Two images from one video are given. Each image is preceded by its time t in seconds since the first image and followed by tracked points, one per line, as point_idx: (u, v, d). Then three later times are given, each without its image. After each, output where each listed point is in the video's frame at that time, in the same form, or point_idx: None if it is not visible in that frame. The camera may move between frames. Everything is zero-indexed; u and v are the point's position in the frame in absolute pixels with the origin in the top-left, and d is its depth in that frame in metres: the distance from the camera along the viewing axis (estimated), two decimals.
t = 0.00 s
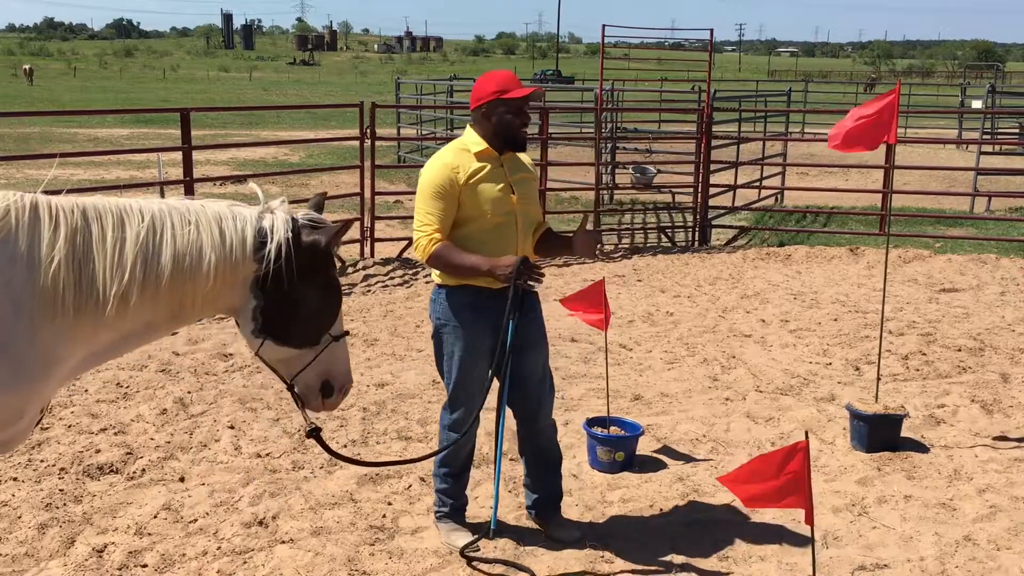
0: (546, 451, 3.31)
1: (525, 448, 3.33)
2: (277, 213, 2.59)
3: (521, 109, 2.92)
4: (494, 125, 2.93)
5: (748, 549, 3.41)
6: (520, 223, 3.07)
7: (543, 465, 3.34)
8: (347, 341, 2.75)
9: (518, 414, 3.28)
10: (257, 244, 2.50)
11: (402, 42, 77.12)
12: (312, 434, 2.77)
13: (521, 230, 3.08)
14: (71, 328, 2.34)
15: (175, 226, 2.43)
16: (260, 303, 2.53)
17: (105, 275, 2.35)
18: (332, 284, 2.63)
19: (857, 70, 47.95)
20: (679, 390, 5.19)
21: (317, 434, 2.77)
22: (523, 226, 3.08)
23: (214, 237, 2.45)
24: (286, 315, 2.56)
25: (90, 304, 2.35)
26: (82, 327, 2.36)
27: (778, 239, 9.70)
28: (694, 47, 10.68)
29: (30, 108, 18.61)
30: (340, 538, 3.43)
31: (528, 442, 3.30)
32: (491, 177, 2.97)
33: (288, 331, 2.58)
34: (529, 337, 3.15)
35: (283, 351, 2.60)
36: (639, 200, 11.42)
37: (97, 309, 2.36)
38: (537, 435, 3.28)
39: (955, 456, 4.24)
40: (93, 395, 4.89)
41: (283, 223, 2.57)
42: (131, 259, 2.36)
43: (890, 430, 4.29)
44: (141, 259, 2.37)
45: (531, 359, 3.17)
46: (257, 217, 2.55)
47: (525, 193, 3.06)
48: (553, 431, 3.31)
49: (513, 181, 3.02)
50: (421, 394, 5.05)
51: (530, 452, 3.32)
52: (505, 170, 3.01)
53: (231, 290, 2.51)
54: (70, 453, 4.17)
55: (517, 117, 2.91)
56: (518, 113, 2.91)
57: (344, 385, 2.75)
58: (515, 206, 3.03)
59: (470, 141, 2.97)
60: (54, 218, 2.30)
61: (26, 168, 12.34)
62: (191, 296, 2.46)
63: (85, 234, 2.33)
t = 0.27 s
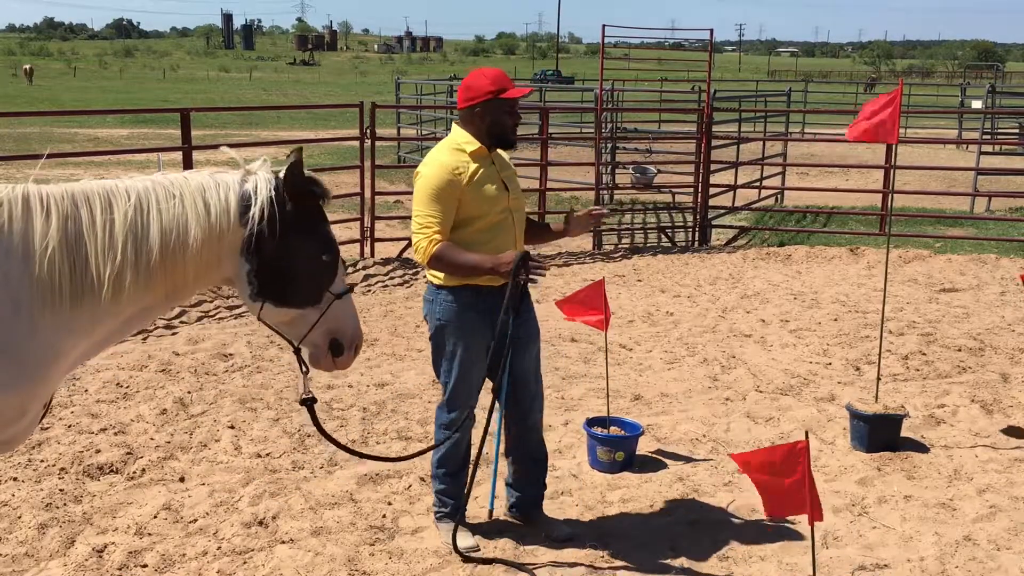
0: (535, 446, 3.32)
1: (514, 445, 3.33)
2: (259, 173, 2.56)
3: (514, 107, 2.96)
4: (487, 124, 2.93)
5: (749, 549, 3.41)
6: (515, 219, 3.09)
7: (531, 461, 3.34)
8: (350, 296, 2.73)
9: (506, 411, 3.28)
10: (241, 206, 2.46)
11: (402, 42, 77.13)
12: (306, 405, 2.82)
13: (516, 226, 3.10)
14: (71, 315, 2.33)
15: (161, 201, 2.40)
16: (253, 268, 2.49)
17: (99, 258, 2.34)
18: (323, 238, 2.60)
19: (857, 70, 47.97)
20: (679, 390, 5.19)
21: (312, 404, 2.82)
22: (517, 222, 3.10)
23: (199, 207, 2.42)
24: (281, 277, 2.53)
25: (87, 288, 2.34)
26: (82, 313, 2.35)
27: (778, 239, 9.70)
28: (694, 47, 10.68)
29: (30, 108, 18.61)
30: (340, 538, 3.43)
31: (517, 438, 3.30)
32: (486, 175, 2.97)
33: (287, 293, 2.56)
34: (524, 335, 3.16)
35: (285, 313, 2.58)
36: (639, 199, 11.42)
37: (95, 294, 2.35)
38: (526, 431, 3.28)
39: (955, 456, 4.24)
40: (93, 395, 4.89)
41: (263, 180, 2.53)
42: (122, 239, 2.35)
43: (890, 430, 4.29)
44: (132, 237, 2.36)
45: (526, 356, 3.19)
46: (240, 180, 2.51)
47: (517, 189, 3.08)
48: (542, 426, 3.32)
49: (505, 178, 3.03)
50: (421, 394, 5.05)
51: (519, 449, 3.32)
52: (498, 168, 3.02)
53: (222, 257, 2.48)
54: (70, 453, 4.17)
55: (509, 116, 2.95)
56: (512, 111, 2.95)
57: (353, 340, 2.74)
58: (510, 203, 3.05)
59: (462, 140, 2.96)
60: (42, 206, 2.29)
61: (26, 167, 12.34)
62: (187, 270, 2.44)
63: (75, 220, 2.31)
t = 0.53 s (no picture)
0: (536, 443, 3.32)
1: (514, 444, 3.32)
2: (254, 165, 2.54)
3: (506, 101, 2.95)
4: (483, 120, 2.92)
5: (749, 549, 3.41)
6: (516, 216, 3.10)
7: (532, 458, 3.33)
8: (349, 289, 2.72)
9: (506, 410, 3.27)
10: (237, 199, 2.45)
11: (402, 42, 77.15)
12: (301, 401, 2.81)
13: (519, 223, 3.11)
14: (69, 313, 2.33)
15: (156, 197, 2.40)
16: (250, 261, 2.48)
17: (96, 255, 2.34)
18: (320, 230, 2.59)
19: (857, 70, 47.98)
20: (679, 390, 5.19)
21: (307, 400, 2.82)
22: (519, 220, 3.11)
23: (193, 202, 2.42)
24: (279, 271, 2.52)
25: (85, 286, 2.34)
26: (80, 312, 2.34)
27: (778, 239, 9.70)
28: (694, 47, 10.68)
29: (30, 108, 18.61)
30: (340, 539, 3.43)
31: (515, 437, 3.29)
32: (486, 173, 2.98)
33: (286, 286, 2.55)
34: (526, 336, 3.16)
35: (284, 307, 2.57)
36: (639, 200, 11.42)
37: (92, 292, 2.35)
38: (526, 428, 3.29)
39: (956, 456, 4.24)
40: (93, 395, 4.89)
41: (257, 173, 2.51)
42: (118, 236, 2.35)
43: (890, 430, 4.29)
44: (128, 234, 2.36)
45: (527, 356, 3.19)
46: (234, 175, 2.50)
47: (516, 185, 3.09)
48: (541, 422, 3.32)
49: (505, 175, 3.04)
50: (421, 394, 5.05)
51: (520, 447, 3.31)
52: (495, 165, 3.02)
53: (219, 252, 2.48)
54: (70, 453, 4.17)
55: (502, 110, 2.93)
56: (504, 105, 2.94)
57: (353, 333, 2.74)
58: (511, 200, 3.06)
59: (460, 138, 2.96)
60: (39, 204, 2.29)
61: (26, 167, 12.33)
62: (184, 266, 2.44)
63: (72, 217, 2.31)
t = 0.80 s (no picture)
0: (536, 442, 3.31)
1: (514, 442, 3.32)
2: (255, 167, 2.54)
3: (503, 101, 2.91)
4: (475, 119, 2.93)
5: (748, 549, 3.41)
6: (511, 217, 3.04)
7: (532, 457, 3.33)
8: (350, 292, 2.71)
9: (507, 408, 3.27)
10: (237, 201, 2.45)
11: (402, 42, 77.15)
12: (306, 401, 2.82)
13: (514, 224, 3.05)
14: (69, 315, 2.33)
15: (157, 199, 2.40)
16: (250, 263, 2.48)
17: (96, 256, 2.34)
18: (321, 232, 2.58)
19: (857, 70, 47.98)
20: (679, 390, 5.19)
21: (310, 402, 2.83)
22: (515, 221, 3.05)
23: (193, 203, 2.42)
24: (278, 273, 2.52)
25: (85, 287, 2.34)
26: (80, 312, 2.35)
27: (778, 238, 9.70)
28: (694, 47, 10.67)
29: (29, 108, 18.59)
30: (340, 538, 3.43)
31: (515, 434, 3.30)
32: (478, 172, 2.98)
33: (286, 287, 2.55)
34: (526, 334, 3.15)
35: (284, 309, 2.57)
36: (639, 200, 11.42)
37: (91, 292, 2.35)
38: (526, 427, 3.29)
39: (955, 456, 4.24)
40: (93, 395, 4.89)
41: (257, 175, 2.51)
42: (118, 236, 2.35)
43: (890, 430, 4.29)
44: (129, 235, 2.36)
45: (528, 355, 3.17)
46: (235, 176, 2.50)
47: (515, 187, 3.04)
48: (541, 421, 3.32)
49: (502, 176, 3.02)
50: (421, 394, 5.05)
51: (519, 445, 3.31)
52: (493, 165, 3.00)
53: (219, 253, 2.48)
54: (70, 453, 4.17)
55: (496, 110, 2.90)
56: (500, 104, 2.90)
57: (353, 336, 2.73)
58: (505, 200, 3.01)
59: (457, 139, 3.00)
60: (40, 205, 2.30)
61: (26, 167, 12.33)
62: (184, 268, 2.44)
63: (72, 217, 2.32)
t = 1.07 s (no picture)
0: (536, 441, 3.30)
1: (513, 441, 3.31)
2: (254, 166, 2.54)
3: (500, 103, 2.89)
4: (474, 120, 2.92)
5: (749, 549, 3.40)
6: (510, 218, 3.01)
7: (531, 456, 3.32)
8: (350, 292, 2.71)
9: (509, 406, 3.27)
10: (236, 201, 2.45)
11: (402, 42, 77.16)
12: (300, 402, 2.82)
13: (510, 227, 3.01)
14: (69, 315, 2.33)
15: (156, 198, 2.40)
16: (250, 263, 2.48)
17: (95, 256, 2.34)
18: (321, 231, 2.58)
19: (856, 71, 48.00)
20: (679, 390, 5.19)
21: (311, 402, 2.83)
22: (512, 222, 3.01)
23: (192, 203, 2.42)
24: (278, 272, 2.52)
25: (85, 287, 2.34)
26: (80, 313, 2.34)
27: (778, 239, 9.70)
28: (694, 47, 10.67)
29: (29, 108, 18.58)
30: (340, 538, 3.43)
31: (516, 434, 3.29)
32: (476, 172, 2.97)
33: (285, 288, 2.54)
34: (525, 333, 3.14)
35: (284, 309, 2.57)
36: (639, 200, 11.42)
37: (91, 292, 2.35)
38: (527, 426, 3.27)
39: (956, 456, 4.23)
40: (93, 395, 4.89)
41: (257, 175, 2.51)
42: (118, 236, 2.35)
43: (890, 430, 4.29)
44: (128, 235, 2.36)
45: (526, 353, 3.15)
46: (235, 176, 2.50)
47: (514, 190, 3.00)
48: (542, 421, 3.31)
49: (502, 177, 2.99)
50: (421, 394, 5.05)
51: (519, 445, 3.30)
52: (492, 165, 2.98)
53: (218, 254, 2.48)
54: (70, 453, 4.17)
55: (493, 110, 2.88)
56: (497, 106, 2.89)
57: (354, 336, 2.72)
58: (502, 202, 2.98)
59: (460, 140, 3.00)
60: (39, 205, 2.30)
61: (26, 167, 12.32)
62: (183, 268, 2.44)
63: (71, 217, 2.31)
